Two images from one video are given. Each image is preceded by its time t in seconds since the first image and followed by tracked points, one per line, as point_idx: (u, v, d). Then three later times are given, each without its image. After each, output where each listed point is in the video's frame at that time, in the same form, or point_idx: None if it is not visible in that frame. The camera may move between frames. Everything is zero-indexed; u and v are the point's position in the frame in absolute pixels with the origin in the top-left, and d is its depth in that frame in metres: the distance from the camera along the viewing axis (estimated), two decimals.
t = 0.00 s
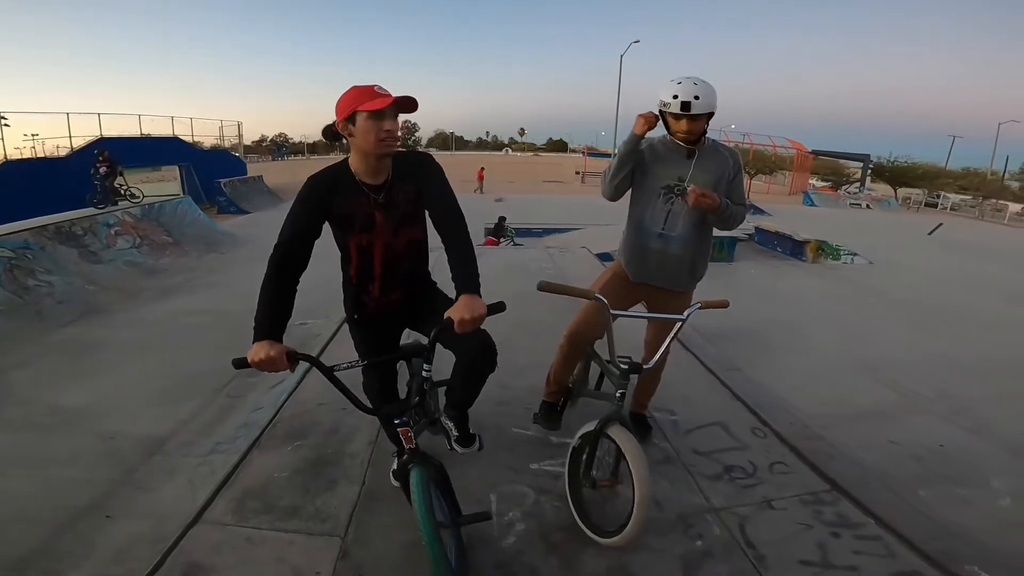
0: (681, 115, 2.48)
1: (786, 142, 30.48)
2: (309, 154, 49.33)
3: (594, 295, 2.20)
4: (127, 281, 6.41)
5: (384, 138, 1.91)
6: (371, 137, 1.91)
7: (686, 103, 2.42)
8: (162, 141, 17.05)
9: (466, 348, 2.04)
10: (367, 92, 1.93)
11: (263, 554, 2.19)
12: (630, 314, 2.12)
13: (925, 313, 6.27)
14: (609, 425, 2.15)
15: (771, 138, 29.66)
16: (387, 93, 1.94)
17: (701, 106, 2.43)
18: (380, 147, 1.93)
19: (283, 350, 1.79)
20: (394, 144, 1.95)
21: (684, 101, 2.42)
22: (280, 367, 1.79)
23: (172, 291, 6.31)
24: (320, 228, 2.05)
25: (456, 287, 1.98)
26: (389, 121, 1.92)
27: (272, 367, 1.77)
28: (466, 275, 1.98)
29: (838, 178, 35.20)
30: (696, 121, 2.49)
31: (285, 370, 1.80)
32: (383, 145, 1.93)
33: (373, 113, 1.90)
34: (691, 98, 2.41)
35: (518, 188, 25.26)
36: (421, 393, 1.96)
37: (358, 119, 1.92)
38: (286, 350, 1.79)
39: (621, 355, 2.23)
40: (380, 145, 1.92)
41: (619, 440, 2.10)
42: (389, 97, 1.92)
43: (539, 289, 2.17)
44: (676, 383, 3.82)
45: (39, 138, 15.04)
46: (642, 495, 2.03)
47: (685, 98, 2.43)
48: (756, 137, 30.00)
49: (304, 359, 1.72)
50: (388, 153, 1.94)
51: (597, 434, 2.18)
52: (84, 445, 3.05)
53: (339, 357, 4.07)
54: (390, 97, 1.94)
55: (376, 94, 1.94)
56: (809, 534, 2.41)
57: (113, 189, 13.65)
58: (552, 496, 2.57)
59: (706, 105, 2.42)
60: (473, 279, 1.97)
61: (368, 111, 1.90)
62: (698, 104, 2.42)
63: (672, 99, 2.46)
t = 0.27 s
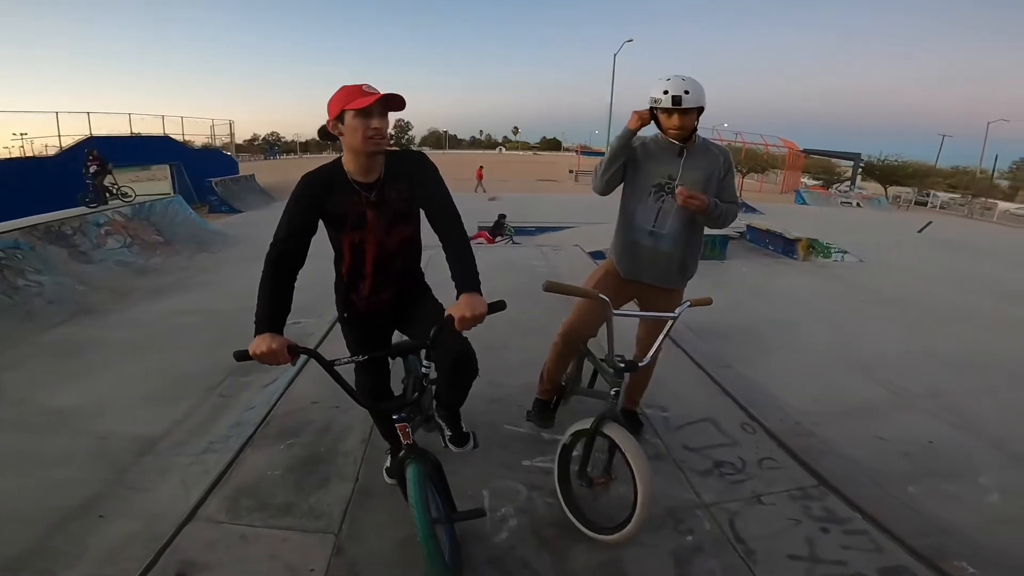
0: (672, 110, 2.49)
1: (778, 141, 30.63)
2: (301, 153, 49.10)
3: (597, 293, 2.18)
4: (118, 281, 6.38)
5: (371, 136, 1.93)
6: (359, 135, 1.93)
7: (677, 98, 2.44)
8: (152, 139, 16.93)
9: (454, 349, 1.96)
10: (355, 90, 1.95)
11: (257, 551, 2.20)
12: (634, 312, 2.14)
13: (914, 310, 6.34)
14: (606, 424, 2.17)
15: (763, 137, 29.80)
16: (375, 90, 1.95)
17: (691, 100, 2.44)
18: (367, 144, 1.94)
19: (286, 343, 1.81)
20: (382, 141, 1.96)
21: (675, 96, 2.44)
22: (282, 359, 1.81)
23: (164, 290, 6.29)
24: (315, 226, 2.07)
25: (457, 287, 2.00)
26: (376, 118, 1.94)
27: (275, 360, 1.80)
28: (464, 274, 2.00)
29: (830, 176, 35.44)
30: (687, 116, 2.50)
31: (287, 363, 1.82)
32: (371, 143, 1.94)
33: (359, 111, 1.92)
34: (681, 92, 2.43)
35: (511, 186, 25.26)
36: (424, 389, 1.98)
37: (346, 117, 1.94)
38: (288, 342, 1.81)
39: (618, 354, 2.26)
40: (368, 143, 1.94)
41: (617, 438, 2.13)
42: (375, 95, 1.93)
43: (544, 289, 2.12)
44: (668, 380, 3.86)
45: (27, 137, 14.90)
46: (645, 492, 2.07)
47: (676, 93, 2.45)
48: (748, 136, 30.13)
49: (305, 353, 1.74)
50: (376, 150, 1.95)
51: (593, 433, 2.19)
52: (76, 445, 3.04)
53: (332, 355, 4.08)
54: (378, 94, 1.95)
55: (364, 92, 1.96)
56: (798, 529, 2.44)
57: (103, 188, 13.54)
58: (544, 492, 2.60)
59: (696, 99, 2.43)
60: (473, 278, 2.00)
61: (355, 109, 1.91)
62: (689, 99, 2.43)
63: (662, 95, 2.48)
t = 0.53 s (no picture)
0: (663, 106, 2.52)
1: (769, 139, 30.79)
2: (293, 152, 48.87)
3: (598, 293, 2.16)
4: (108, 282, 6.34)
5: (361, 136, 1.93)
6: (349, 135, 1.94)
7: (667, 95, 2.47)
8: (142, 139, 16.81)
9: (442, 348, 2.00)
10: (345, 90, 1.95)
11: (251, 551, 2.20)
12: (632, 312, 2.18)
13: (903, 307, 6.41)
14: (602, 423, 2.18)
15: (754, 135, 30.00)
16: (364, 90, 1.95)
17: (682, 96, 2.47)
18: (360, 145, 1.95)
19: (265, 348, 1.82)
20: (372, 141, 1.96)
21: (665, 92, 2.47)
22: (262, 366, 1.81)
23: (155, 291, 6.25)
24: (307, 227, 2.07)
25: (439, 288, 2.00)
26: (366, 118, 1.94)
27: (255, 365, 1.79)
28: (448, 275, 2.00)
29: (820, 174, 35.69)
30: (678, 113, 2.53)
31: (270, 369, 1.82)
32: (362, 143, 1.95)
33: (349, 111, 1.92)
34: (671, 88, 2.46)
35: (503, 185, 25.27)
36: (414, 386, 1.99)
37: (338, 119, 1.95)
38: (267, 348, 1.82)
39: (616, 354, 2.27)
40: (358, 143, 1.94)
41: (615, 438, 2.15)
42: (365, 95, 1.93)
43: (551, 292, 2.08)
44: (660, 377, 3.89)
45: (14, 136, 14.75)
46: (646, 489, 2.13)
47: (666, 90, 2.48)
48: (740, 134, 30.29)
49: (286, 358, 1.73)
50: (367, 150, 1.96)
51: (588, 431, 2.18)
52: (67, 446, 3.03)
53: (325, 355, 4.08)
54: (368, 94, 1.94)
55: (353, 92, 1.96)
56: (788, 525, 2.48)
57: (92, 188, 13.44)
58: (537, 489, 2.61)
59: (686, 96, 2.46)
60: (456, 279, 1.99)
61: (345, 109, 1.92)
62: (679, 95, 2.46)
63: (653, 92, 2.51)
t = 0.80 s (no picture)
0: (676, 101, 2.54)
1: (773, 138, 30.71)
2: (296, 151, 48.98)
3: (603, 294, 2.17)
4: (112, 280, 6.37)
5: (355, 136, 1.95)
6: (348, 136, 1.97)
7: (680, 89, 2.49)
8: (146, 138, 16.86)
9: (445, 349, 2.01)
10: (346, 91, 1.97)
11: (254, 549, 2.21)
12: (639, 312, 2.18)
13: (907, 308, 6.39)
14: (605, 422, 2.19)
15: (758, 135, 29.93)
16: (362, 89, 1.95)
17: (695, 92, 2.48)
18: (355, 145, 1.96)
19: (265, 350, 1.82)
20: (370, 140, 1.96)
21: (678, 87, 2.49)
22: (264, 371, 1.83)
23: (159, 289, 6.27)
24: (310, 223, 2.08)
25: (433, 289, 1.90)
26: (361, 118, 1.94)
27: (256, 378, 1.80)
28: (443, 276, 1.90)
29: (824, 174, 35.59)
30: (690, 109, 2.53)
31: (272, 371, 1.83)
32: (359, 143, 1.96)
33: (346, 112, 1.95)
34: (684, 83, 2.48)
35: (506, 184, 25.26)
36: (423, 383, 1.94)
37: (339, 121, 1.99)
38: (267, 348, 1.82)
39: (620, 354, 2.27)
40: (355, 144, 1.96)
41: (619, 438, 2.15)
42: (361, 94, 1.93)
43: (560, 290, 2.12)
44: (662, 377, 3.89)
45: (20, 135, 14.82)
46: (650, 490, 2.13)
47: (679, 86, 2.50)
48: (743, 134, 30.22)
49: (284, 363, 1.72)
50: (364, 149, 1.96)
51: (591, 431, 2.18)
52: (71, 445, 3.05)
53: (328, 354, 4.09)
54: (365, 93, 1.94)
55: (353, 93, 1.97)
56: (790, 526, 2.47)
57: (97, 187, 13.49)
58: (539, 489, 2.62)
59: (700, 92, 2.48)
60: (451, 282, 1.89)
61: (342, 110, 1.95)
62: (692, 90, 2.48)
63: (667, 88, 2.54)
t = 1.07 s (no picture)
0: (683, 100, 2.54)
1: (780, 138, 30.58)
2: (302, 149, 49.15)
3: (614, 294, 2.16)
4: (119, 277, 6.42)
5: (358, 136, 1.95)
6: (350, 135, 1.97)
7: (688, 88, 2.49)
8: (154, 136, 16.97)
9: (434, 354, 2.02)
10: (348, 89, 1.98)
11: (258, 545, 2.23)
12: (644, 312, 2.17)
13: (913, 309, 6.36)
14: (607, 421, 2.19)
15: (764, 135, 29.82)
16: (364, 89, 1.96)
17: (703, 91, 2.49)
18: (357, 145, 1.97)
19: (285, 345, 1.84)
20: (372, 140, 1.97)
21: (687, 86, 2.50)
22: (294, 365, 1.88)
23: (165, 287, 6.32)
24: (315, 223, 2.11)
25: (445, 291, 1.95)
26: (364, 118, 1.95)
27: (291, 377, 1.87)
28: (453, 279, 1.95)
29: (831, 174, 35.42)
30: (698, 109, 2.52)
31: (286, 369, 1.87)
32: (361, 143, 1.97)
33: (349, 111, 1.96)
34: (693, 82, 2.49)
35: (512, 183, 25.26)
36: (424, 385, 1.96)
37: (341, 120, 2.00)
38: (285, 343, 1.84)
39: (622, 353, 2.27)
40: (357, 144, 1.97)
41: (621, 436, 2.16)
42: (363, 94, 1.94)
43: (567, 289, 2.10)
44: (665, 377, 3.89)
45: (29, 133, 14.95)
46: (650, 487, 2.14)
47: (687, 85, 2.51)
48: (750, 133, 30.11)
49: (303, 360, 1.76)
50: (365, 149, 1.97)
51: (593, 429, 2.19)
52: (78, 441, 3.08)
53: (333, 352, 4.12)
54: (368, 93, 1.95)
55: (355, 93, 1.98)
56: (790, 526, 2.47)
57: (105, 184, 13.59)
58: (540, 487, 2.63)
59: (708, 91, 2.48)
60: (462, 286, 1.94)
61: (344, 109, 1.96)
62: (700, 89, 2.48)
63: (675, 86, 2.55)
